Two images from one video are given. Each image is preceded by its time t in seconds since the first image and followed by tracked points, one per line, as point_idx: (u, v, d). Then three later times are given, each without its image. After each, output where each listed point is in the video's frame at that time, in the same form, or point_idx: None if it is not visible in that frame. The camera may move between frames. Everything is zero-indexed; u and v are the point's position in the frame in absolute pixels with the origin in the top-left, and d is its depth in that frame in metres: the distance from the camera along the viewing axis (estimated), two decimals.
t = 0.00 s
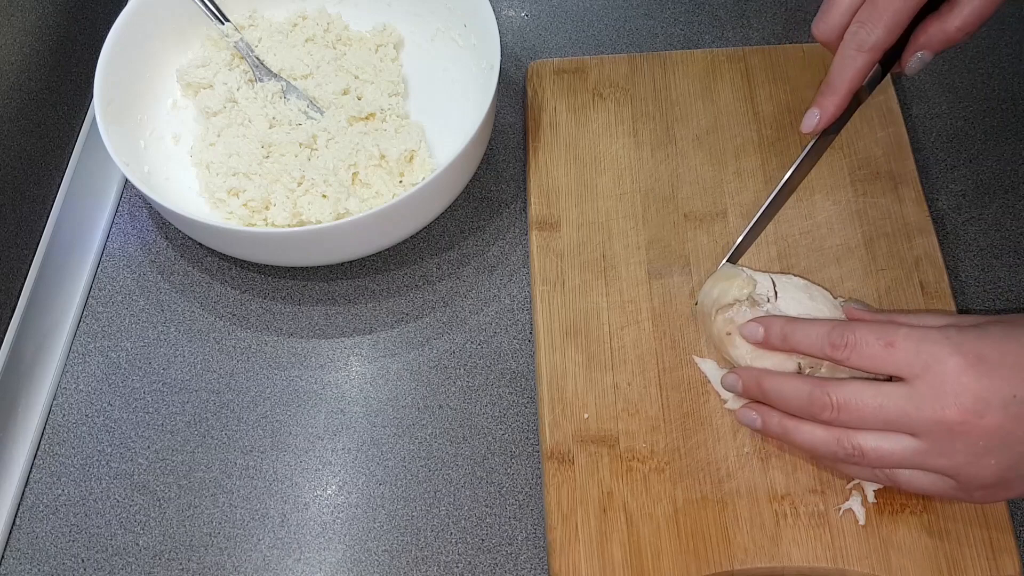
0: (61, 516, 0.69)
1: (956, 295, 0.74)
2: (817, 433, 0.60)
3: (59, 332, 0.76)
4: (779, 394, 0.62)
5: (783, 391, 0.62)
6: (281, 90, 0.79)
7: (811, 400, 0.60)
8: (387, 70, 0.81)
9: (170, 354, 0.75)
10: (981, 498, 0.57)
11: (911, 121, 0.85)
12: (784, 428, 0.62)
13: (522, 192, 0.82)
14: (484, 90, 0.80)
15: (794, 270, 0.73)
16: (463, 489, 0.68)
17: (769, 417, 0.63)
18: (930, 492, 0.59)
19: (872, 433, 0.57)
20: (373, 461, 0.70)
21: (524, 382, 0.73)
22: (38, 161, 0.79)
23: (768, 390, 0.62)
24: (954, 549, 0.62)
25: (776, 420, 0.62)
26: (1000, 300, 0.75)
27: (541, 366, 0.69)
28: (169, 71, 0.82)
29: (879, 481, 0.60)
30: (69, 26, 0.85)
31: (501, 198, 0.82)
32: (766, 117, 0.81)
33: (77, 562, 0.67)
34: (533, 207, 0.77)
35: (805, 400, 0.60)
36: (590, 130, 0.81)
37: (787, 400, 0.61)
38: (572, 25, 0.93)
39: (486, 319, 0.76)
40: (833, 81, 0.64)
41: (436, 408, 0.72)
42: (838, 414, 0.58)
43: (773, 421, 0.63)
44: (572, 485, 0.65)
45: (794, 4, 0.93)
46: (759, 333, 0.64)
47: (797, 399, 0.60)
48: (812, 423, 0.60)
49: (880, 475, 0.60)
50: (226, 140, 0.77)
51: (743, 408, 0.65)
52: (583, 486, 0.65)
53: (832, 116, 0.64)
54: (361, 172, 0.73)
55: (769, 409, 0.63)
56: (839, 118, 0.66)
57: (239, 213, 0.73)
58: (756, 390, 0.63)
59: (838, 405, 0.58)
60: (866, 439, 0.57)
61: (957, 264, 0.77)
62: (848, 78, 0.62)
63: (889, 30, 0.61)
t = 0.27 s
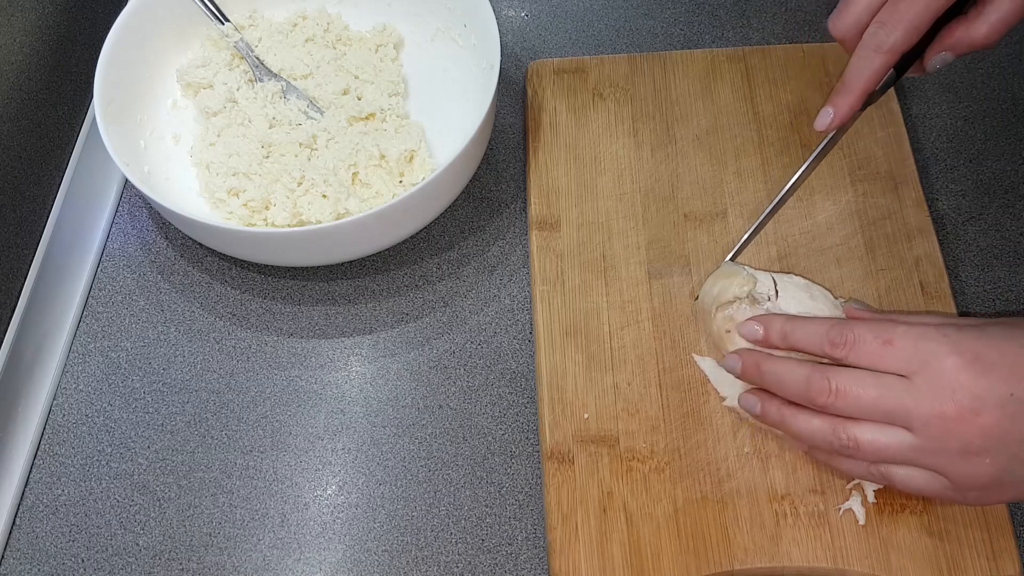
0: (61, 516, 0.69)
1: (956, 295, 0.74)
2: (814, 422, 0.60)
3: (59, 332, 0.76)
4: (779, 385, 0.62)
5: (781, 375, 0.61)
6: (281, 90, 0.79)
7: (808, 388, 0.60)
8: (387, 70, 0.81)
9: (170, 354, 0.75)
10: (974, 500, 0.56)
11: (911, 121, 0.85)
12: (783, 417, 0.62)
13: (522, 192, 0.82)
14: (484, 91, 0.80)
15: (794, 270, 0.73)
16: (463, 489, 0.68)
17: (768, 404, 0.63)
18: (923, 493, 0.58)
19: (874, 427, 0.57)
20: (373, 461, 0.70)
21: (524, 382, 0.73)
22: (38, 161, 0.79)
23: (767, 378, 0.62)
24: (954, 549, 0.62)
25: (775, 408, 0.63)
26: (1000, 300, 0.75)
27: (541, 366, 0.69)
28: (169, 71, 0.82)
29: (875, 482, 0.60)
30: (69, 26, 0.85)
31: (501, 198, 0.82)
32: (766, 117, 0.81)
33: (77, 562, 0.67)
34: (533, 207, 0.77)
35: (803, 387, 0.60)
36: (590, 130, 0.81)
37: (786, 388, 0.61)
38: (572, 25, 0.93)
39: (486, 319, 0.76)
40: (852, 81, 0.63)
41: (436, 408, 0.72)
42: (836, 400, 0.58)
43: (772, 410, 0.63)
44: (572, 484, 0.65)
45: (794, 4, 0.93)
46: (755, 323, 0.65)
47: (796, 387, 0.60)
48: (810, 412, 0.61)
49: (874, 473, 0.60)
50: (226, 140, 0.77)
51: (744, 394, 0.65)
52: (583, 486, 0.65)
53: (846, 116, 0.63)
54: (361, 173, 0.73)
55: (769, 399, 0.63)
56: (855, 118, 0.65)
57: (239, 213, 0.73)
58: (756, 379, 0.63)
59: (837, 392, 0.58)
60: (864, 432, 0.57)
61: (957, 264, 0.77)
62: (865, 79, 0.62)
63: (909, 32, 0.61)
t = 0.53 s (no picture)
0: (61, 516, 0.69)
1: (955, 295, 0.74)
2: (805, 429, 0.60)
3: (59, 332, 0.76)
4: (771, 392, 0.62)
5: (773, 382, 0.62)
6: (281, 90, 0.79)
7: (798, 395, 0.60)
8: (387, 70, 0.81)
9: (170, 354, 0.75)
10: (968, 506, 0.56)
11: (911, 121, 0.85)
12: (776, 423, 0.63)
13: (522, 192, 0.82)
14: (484, 91, 0.80)
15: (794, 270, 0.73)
16: (463, 489, 0.68)
17: (764, 407, 0.64)
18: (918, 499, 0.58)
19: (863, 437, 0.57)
20: (374, 461, 0.70)
21: (524, 382, 0.73)
22: (38, 161, 0.79)
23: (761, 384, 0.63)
24: (954, 550, 0.62)
25: (770, 411, 0.63)
26: (1000, 301, 0.75)
27: (541, 366, 0.69)
28: (169, 71, 0.82)
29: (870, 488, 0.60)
30: (69, 26, 0.84)
31: (501, 198, 0.82)
32: (766, 117, 0.81)
33: (77, 562, 0.67)
34: (532, 207, 0.77)
35: (792, 393, 0.60)
36: (590, 130, 0.81)
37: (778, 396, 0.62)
38: (572, 25, 0.93)
39: (486, 319, 0.76)
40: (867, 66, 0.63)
41: (436, 408, 0.72)
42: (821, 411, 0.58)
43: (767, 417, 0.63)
44: (572, 485, 0.65)
45: (794, 4, 0.93)
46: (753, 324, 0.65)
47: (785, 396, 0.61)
48: (802, 419, 0.61)
49: (866, 480, 0.60)
50: (226, 140, 0.77)
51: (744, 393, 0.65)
52: (583, 487, 0.65)
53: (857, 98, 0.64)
54: (361, 173, 0.73)
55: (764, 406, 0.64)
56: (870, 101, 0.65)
57: (239, 213, 0.73)
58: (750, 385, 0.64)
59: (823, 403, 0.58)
60: (852, 441, 0.57)
61: (957, 264, 0.77)
62: (881, 64, 0.62)
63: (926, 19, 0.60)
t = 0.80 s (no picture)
0: (61, 516, 0.69)
1: (956, 295, 0.74)
2: (804, 429, 0.60)
3: (59, 332, 0.76)
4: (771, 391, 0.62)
5: (774, 380, 0.62)
6: (281, 90, 0.79)
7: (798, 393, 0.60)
8: (387, 70, 0.81)
9: (170, 354, 0.75)
10: (967, 508, 0.56)
11: (911, 121, 0.85)
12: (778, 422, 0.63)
13: (522, 192, 0.82)
14: (484, 91, 0.80)
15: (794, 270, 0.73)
16: (463, 489, 0.68)
17: (764, 407, 0.64)
18: (917, 501, 0.58)
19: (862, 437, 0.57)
20: (374, 461, 0.70)
21: (524, 382, 0.73)
22: (38, 161, 0.79)
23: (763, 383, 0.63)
24: (954, 550, 0.62)
25: (770, 411, 0.63)
26: (1000, 300, 0.75)
27: (541, 366, 0.69)
28: (169, 71, 0.82)
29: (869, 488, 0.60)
30: (69, 26, 0.85)
31: (501, 198, 0.82)
32: (766, 117, 0.81)
33: (77, 562, 0.67)
34: (532, 207, 0.77)
35: (791, 391, 0.60)
36: (589, 130, 0.81)
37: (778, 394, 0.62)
38: (572, 25, 0.93)
39: (486, 319, 0.76)
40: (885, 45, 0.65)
41: (436, 408, 0.72)
42: (820, 408, 0.58)
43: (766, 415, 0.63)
44: (572, 485, 0.65)
45: (794, 4, 0.93)
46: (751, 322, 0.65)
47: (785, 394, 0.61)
48: (801, 419, 0.61)
49: (864, 482, 0.60)
50: (225, 140, 0.77)
51: (744, 393, 0.65)
52: (583, 487, 0.65)
53: (874, 79, 0.66)
54: (361, 173, 0.73)
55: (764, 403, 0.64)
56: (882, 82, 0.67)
57: (240, 213, 0.73)
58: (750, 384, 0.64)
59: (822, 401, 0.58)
60: (852, 441, 0.57)
61: (957, 264, 0.77)
62: (899, 46, 0.64)
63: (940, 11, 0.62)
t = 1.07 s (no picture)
0: (61, 516, 0.69)
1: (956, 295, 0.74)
2: (804, 423, 0.60)
3: (59, 332, 0.76)
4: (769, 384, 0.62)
5: (771, 372, 0.62)
6: (281, 90, 0.79)
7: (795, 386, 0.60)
8: (387, 70, 0.81)
9: (170, 354, 0.75)
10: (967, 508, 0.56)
11: (911, 121, 0.85)
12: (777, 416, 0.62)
13: (522, 192, 0.82)
14: (484, 91, 0.80)
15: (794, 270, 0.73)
16: (463, 489, 0.68)
17: (763, 403, 0.64)
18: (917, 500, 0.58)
19: (860, 428, 0.57)
20: (374, 461, 0.70)
21: (524, 382, 0.73)
22: (38, 161, 0.79)
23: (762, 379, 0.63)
24: (954, 550, 0.62)
25: (769, 407, 0.63)
26: (1000, 300, 0.75)
27: (541, 366, 0.69)
28: (169, 71, 0.82)
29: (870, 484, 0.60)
30: (69, 26, 0.85)
31: (501, 198, 0.82)
32: (766, 117, 0.81)
33: (77, 562, 0.67)
34: (532, 207, 0.77)
35: (789, 382, 0.60)
36: (590, 130, 0.81)
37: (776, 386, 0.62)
38: (572, 25, 0.93)
39: (486, 319, 0.76)
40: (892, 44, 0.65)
41: (436, 408, 0.72)
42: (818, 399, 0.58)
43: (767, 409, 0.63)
44: (572, 485, 0.65)
45: (794, 4, 0.93)
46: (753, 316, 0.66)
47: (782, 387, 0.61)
48: (801, 413, 0.61)
49: (864, 474, 0.59)
50: (225, 140, 0.77)
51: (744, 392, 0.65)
52: (583, 487, 0.65)
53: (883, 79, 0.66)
54: (361, 173, 0.73)
55: (764, 398, 0.64)
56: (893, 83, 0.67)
57: (239, 213, 0.73)
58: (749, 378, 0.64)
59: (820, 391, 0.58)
60: (852, 432, 0.57)
61: (956, 264, 0.77)
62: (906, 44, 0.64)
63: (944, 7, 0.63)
